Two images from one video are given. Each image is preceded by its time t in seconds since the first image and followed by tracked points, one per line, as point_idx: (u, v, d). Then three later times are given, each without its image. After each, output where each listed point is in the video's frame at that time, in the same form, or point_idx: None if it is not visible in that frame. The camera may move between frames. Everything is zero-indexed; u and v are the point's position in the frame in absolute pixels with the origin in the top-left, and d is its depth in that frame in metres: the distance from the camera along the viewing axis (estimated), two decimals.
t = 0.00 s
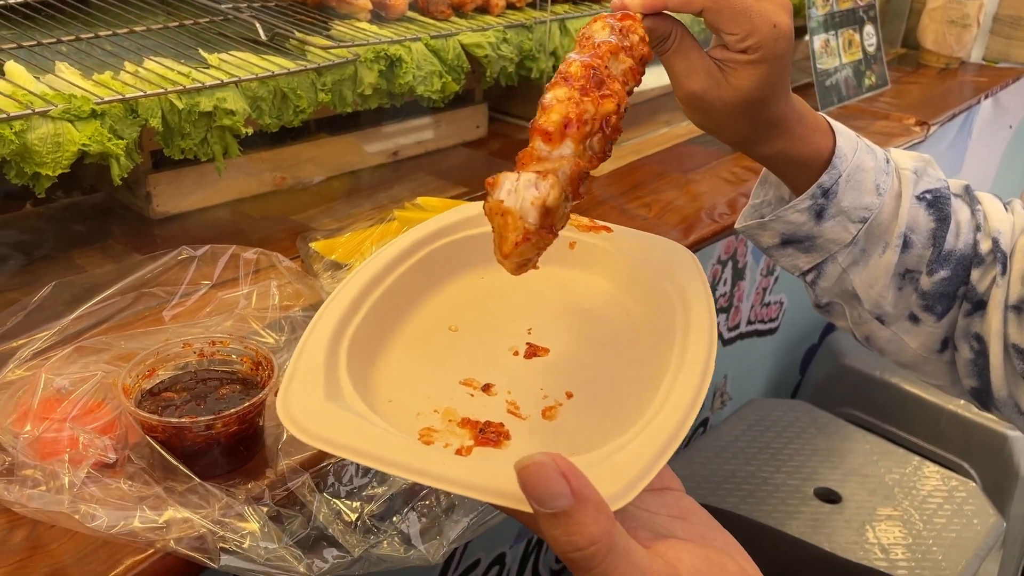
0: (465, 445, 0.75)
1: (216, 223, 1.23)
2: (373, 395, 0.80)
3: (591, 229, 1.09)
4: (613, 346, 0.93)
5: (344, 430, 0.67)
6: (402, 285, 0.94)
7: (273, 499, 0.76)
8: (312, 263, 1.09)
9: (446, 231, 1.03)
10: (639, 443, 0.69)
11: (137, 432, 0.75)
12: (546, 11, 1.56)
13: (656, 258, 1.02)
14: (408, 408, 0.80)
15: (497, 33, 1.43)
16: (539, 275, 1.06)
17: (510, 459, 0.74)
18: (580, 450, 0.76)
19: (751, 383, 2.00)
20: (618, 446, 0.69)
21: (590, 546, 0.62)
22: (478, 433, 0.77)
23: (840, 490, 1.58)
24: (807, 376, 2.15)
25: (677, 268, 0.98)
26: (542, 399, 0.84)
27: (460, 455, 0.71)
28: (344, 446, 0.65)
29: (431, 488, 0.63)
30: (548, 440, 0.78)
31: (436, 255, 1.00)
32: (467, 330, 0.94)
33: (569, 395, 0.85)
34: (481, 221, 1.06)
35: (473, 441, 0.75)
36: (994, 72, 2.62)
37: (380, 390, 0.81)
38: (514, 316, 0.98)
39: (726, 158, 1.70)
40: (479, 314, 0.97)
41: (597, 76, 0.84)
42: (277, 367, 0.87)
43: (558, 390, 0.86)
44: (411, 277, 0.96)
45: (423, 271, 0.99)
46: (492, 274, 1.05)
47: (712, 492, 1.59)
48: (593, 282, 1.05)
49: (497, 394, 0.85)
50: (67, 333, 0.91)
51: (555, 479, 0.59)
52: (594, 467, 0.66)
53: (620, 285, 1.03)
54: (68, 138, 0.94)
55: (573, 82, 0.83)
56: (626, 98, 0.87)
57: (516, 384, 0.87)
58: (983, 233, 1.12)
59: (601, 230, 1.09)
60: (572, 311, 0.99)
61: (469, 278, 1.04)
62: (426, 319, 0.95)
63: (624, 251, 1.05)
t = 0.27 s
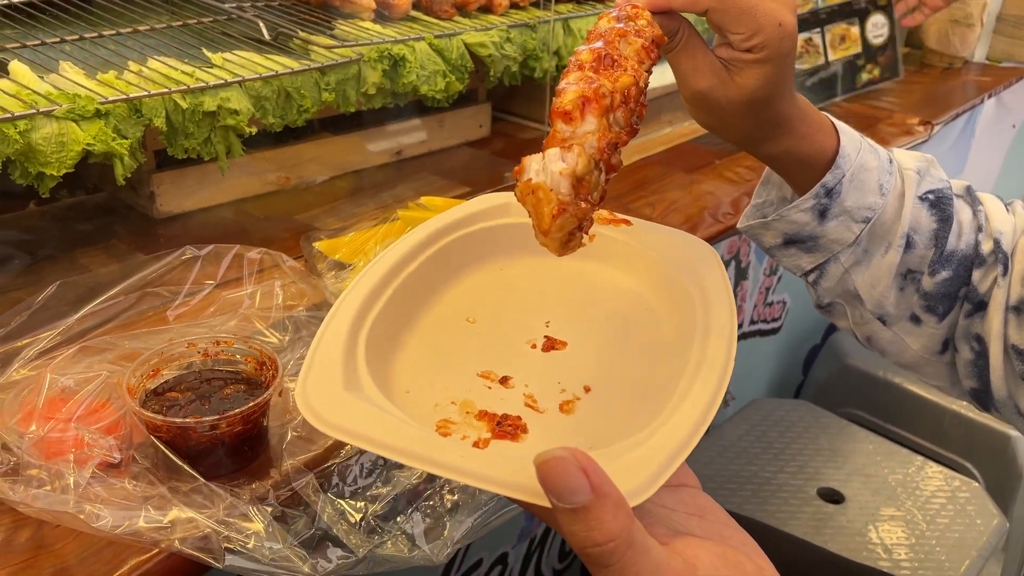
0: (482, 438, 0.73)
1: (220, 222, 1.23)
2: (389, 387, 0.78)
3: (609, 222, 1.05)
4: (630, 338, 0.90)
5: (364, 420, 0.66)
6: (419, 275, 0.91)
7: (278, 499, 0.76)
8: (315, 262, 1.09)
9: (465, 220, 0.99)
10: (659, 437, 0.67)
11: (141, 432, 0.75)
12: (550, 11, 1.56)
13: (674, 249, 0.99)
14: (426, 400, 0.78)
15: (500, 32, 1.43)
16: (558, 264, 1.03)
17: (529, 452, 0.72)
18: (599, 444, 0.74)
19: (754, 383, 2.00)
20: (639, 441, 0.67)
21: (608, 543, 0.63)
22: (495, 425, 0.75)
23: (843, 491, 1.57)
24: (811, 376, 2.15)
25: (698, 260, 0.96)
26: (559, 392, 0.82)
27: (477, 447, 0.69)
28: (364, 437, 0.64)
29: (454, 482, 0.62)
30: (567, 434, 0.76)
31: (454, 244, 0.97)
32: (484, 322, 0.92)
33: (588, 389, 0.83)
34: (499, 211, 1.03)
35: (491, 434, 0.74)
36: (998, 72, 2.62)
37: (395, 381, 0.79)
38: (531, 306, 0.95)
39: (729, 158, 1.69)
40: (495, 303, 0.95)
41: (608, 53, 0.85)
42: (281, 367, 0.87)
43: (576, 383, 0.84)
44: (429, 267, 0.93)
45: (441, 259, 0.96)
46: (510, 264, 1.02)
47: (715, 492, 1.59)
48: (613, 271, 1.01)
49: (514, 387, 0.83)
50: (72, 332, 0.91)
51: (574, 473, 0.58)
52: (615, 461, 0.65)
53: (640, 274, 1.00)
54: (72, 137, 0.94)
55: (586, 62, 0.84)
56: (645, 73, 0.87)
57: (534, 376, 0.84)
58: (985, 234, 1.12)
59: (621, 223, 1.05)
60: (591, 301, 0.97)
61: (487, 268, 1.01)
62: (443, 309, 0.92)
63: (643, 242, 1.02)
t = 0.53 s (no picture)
0: (483, 444, 0.73)
1: (222, 224, 1.24)
2: (389, 392, 0.78)
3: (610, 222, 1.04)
4: (630, 342, 0.90)
5: (360, 426, 0.65)
6: (417, 279, 0.91)
7: (280, 501, 0.76)
8: (318, 264, 1.10)
9: (460, 224, 0.99)
10: (662, 443, 0.67)
11: (145, 434, 0.76)
12: (551, 13, 1.55)
13: (673, 253, 0.99)
14: (426, 405, 0.78)
15: (502, 35, 1.44)
16: (560, 267, 1.03)
17: (530, 459, 0.72)
18: (600, 450, 0.74)
19: (755, 385, 2.00)
20: (641, 447, 0.67)
21: (612, 553, 0.63)
22: (496, 432, 0.75)
23: (844, 492, 1.57)
24: (811, 376, 2.15)
25: (698, 263, 0.95)
26: (560, 397, 0.82)
27: (477, 454, 0.69)
28: (362, 446, 0.64)
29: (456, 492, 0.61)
30: (568, 440, 0.76)
31: (452, 247, 0.97)
32: (485, 326, 0.91)
33: (588, 394, 0.83)
34: (496, 213, 1.03)
35: (491, 441, 0.74)
36: (999, 73, 2.62)
37: (395, 387, 0.79)
38: (530, 311, 0.95)
39: (731, 160, 1.70)
40: (495, 306, 0.95)
41: (599, 45, 0.86)
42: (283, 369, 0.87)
43: (577, 388, 0.83)
44: (427, 271, 0.93)
45: (439, 264, 0.95)
46: (508, 267, 1.02)
47: (716, 494, 1.59)
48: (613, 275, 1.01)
49: (514, 392, 0.83)
50: (75, 335, 0.92)
51: (576, 485, 0.58)
52: (614, 469, 0.65)
53: (639, 278, 1.00)
54: (76, 140, 0.94)
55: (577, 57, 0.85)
56: (643, 57, 0.87)
57: (534, 382, 0.84)
58: (984, 234, 1.13)
59: (621, 224, 1.04)
60: (591, 305, 0.97)
61: (484, 272, 1.00)
62: (441, 313, 0.92)
63: (644, 246, 1.01)
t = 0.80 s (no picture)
0: (479, 446, 0.74)
1: (220, 228, 1.24)
2: (385, 393, 0.78)
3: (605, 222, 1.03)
4: (625, 343, 0.91)
5: (356, 428, 0.66)
6: (413, 279, 0.91)
7: (278, 504, 0.76)
8: (316, 268, 1.10)
9: (459, 223, 0.99)
10: (661, 444, 0.67)
11: (143, 437, 0.76)
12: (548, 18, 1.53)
13: (669, 254, 0.99)
14: (422, 407, 0.79)
15: (499, 40, 1.44)
16: (561, 266, 1.03)
17: (526, 462, 0.72)
18: (598, 451, 0.74)
19: (752, 387, 2.00)
20: (640, 448, 0.68)
21: (611, 557, 0.64)
22: (494, 433, 0.76)
23: (841, 494, 1.58)
24: (809, 378, 2.15)
25: (698, 264, 0.96)
26: (557, 398, 0.83)
27: (475, 456, 0.70)
28: (358, 448, 0.64)
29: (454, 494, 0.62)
30: (566, 441, 0.76)
31: (450, 246, 0.97)
32: (481, 325, 0.92)
33: (585, 395, 0.83)
34: (493, 212, 1.03)
35: (488, 442, 0.74)
36: (995, 77, 2.63)
37: (391, 388, 0.80)
38: (525, 313, 0.95)
39: (728, 163, 1.70)
40: (489, 307, 0.95)
41: (591, 45, 0.88)
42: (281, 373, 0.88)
43: (574, 390, 0.84)
44: (425, 270, 0.93)
45: (438, 263, 0.96)
46: (505, 267, 1.02)
47: (714, 496, 1.60)
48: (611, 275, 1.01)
49: (512, 393, 0.83)
50: (74, 338, 0.92)
51: (576, 488, 0.59)
52: (614, 470, 0.65)
53: (637, 279, 1.00)
54: (75, 145, 0.95)
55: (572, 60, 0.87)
56: (636, 43, 0.88)
57: (531, 384, 0.85)
58: (979, 236, 1.13)
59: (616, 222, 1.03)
60: (586, 306, 0.97)
61: (481, 272, 1.01)
62: (439, 311, 0.93)
63: (637, 247, 1.01)
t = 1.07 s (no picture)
0: (471, 455, 0.74)
1: (220, 236, 1.25)
2: (375, 403, 0.79)
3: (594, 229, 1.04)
4: (615, 350, 0.92)
5: (347, 439, 0.66)
6: (403, 287, 0.92)
7: (276, 509, 0.78)
8: (314, 276, 1.11)
9: (447, 231, 1.00)
10: (651, 452, 0.68)
11: (143, 444, 0.77)
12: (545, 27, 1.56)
13: (659, 262, 1.00)
14: (411, 416, 0.79)
15: (496, 49, 1.46)
16: (551, 275, 1.05)
17: (516, 470, 0.73)
18: (588, 459, 0.75)
19: (749, 392, 2.00)
20: (633, 454, 0.69)
21: (603, 565, 0.65)
22: (484, 442, 0.76)
23: (837, 498, 1.59)
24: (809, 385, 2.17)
25: (685, 270, 0.97)
26: (547, 406, 0.83)
27: (467, 466, 0.70)
28: (349, 458, 0.65)
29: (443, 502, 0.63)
30: (554, 449, 0.77)
31: (437, 255, 0.98)
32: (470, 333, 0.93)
33: (575, 403, 0.84)
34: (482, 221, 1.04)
35: (479, 451, 0.75)
36: (990, 83, 2.65)
37: (381, 397, 0.81)
38: (515, 319, 0.96)
39: (723, 170, 1.72)
40: (479, 315, 0.96)
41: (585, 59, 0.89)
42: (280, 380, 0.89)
43: (563, 397, 0.85)
44: (414, 278, 0.94)
45: (428, 271, 0.97)
46: (494, 276, 1.03)
47: (710, 501, 1.60)
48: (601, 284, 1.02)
49: (502, 402, 0.84)
50: (75, 346, 0.93)
51: (568, 497, 0.59)
52: (603, 481, 0.66)
53: (626, 287, 1.01)
54: (76, 155, 0.96)
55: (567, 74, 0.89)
56: (631, 57, 0.89)
57: (521, 391, 0.85)
58: (971, 239, 1.16)
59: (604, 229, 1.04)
60: (576, 313, 0.98)
61: (470, 280, 1.02)
62: (428, 322, 0.93)
63: (626, 253, 1.03)
